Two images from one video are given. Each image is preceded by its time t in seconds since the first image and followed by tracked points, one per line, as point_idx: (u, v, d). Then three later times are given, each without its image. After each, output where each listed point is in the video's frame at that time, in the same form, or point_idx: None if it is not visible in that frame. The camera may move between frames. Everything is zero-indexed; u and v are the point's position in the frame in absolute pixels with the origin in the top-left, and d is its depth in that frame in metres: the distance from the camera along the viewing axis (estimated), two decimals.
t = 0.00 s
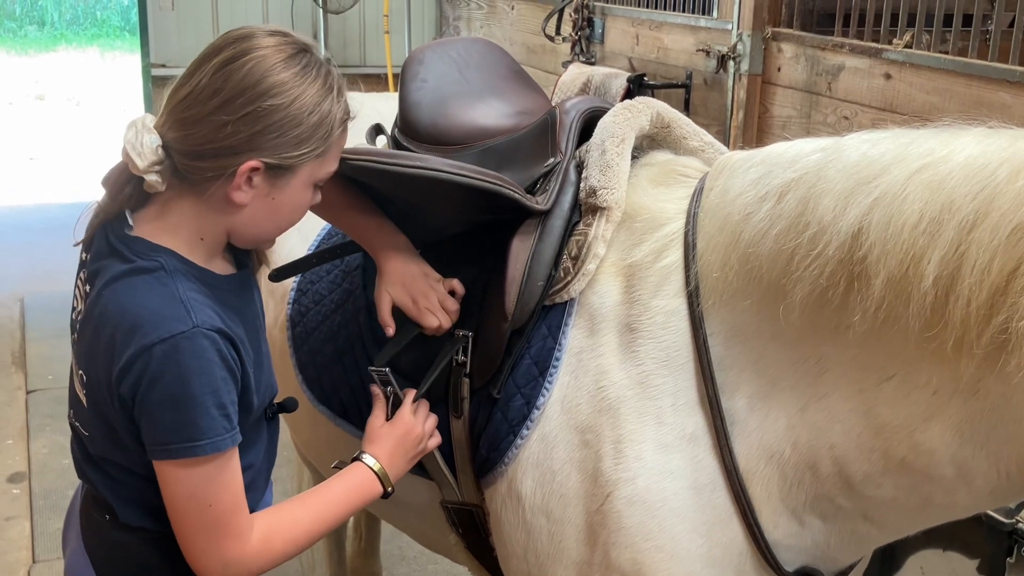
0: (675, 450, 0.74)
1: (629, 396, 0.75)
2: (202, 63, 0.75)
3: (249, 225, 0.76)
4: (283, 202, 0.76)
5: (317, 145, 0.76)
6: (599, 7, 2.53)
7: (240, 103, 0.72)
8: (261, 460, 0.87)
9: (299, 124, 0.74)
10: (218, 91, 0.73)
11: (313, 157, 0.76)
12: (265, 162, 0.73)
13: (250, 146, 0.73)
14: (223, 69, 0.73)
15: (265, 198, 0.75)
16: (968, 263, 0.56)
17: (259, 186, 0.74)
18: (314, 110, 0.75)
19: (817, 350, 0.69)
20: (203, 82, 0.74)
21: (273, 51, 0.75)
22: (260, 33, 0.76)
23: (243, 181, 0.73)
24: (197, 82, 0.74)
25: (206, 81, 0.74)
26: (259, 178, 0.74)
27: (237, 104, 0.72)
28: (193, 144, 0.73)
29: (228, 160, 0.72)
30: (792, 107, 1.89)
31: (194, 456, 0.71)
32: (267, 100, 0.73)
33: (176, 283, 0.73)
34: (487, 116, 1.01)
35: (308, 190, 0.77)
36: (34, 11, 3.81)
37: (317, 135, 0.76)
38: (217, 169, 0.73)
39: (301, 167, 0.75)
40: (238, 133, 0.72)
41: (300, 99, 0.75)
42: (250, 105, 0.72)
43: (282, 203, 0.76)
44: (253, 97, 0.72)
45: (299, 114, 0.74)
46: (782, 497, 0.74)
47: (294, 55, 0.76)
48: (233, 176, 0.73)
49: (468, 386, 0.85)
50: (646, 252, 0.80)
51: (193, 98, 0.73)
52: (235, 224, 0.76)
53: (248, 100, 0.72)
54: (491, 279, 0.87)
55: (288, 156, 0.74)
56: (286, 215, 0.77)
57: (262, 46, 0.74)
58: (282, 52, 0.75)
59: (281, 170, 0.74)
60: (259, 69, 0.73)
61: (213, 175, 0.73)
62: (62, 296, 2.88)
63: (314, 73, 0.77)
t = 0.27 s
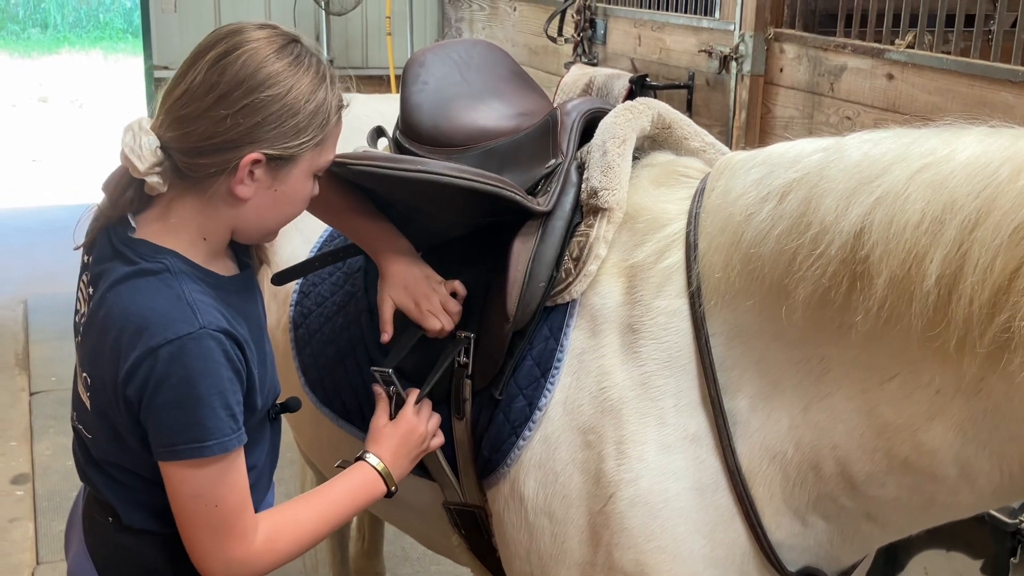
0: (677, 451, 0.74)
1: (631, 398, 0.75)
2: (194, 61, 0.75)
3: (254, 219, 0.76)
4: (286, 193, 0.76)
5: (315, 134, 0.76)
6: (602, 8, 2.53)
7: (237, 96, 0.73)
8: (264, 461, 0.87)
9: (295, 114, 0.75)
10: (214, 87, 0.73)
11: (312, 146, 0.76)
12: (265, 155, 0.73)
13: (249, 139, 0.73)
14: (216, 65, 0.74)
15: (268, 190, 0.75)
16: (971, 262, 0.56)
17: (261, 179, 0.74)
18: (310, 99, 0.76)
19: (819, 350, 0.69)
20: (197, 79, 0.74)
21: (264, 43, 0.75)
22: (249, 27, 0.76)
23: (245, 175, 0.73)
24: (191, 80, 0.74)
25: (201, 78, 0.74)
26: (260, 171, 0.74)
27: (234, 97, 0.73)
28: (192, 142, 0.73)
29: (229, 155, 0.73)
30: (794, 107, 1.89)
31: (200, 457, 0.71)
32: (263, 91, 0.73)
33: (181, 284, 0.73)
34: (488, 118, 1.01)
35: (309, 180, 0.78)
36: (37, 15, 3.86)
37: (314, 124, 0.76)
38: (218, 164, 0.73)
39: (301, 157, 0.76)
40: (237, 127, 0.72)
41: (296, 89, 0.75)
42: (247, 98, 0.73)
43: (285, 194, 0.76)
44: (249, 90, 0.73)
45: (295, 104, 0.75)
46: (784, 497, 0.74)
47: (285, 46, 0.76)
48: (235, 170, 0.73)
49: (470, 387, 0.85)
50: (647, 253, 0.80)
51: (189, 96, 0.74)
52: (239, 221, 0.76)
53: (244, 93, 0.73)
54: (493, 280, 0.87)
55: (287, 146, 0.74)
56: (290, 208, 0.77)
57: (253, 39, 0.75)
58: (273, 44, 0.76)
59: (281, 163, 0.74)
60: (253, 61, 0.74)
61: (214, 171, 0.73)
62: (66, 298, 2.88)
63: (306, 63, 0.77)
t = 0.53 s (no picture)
0: (680, 451, 0.74)
1: (634, 397, 0.76)
2: (191, 59, 0.76)
3: (257, 216, 0.76)
4: (287, 188, 0.76)
5: (316, 128, 0.77)
6: (604, 8, 2.53)
7: (237, 91, 0.73)
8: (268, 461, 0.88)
9: (295, 107, 0.75)
10: (213, 83, 0.73)
11: (313, 140, 0.77)
12: (268, 149, 0.74)
13: (251, 133, 0.73)
14: (214, 61, 0.74)
15: (271, 185, 0.75)
16: (973, 262, 0.56)
17: (264, 174, 0.74)
18: (309, 92, 0.76)
19: (820, 349, 0.70)
20: (196, 77, 0.74)
21: (261, 38, 0.76)
22: (245, 24, 0.77)
23: (249, 170, 0.73)
24: (190, 79, 0.75)
25: (200, 74, 0.74)
26: (263, 165, 0.74)
27: (235, 91, 0.73)
28: (194, 139, 0.73)
29: (232, 150, 0.73)
30: (797, 106, 1.89)
31: (212, 454, 0.71)
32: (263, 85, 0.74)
33: (185, 282, 0.73)
34: (491, 118, 1.01)
35: (309, 174, 0.78)
36: (42, 16, 3.83)
37: (314, 117, 0.77)
38: (221, 160, 0.73)
39: (303, 151, 0.76)
40: (239, 122, 0.73)
41: (294, 82, 0.76)
42: (247, 92, 0.73)
43: (287, 188, 0.76)
44: (248, 84, 0.73)
45: (294, 98, 0.75)
46: (787, 496, 0.74)
47: (281, 41, 0.77)
48: (238, 165, 0.73)
49: (473, 387, 0.85)
50: (650, 252, 0.80)
51: (188, 93, 0.74)
52: (242, 217, 0.76)
53: (244, 88, 0.73)
54: (495, 280, 0.87)
55: (289, 140, 0.74)
56: (293, 202, 0.77)
57: (249, 35, 0.75)
58: (270, 39, 0.76)
59: (283, 157, 0.75)
60: (251, 57, 0.74)
61: (217, 167, 0.73)
62: (71, 298, 2.89)
63: (303, 57, 0.78)
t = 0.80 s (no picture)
0: (681, 447, 0.77)
1: (635, 393, 0.79)
2: (189, 58, 0.79)
3: (258, 210, 0.79)
4: (287, 180, 0.79)
5: (312, 120, 0.80)
6: (606, 11, 2.56)
7: (236, 86, 0.76)
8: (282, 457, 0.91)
9: (291, 100, 0.78)
10: (212, 79, 0.77)
11: (309, 133, 0.80)
12: (267, 142, 0.77)
13: (250, 127, 0.76)
14: (212, 58, 0.77)
15: (271, 178, 0.79)
16: (967, 261, 0.59)
17: (264, 168, 0.78)
18: (304, 86, 0.80)
19: (820, 345, 0.73)
20: (195, 74, 0.77)
21: (256, 34, 0.79)
22: (240, 21, 0.80)
23: (249, 164, 0.77)
24: (189, 76, 0.78)
25: (198, 72, 0.77)
26: (263, 159, 0.77)
27: (232, 86, 0.76)
28: (196, 135, 0.76)
29: (232, 144, 0.76)
30: (795, 108, 1.92)
31: (214, 442, 0.74)
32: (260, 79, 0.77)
33: (192, 276, 0.76)
34: (495, 119, 1.04)
35: (307, 166, 0.81)
36: (52, 21, 3.94)
37: (310, 110, 0.80)
38: (222, 154, 0.76)
39: (300, 144, 0.79)
40: (239, 116, 0.76)
41: (289, 76, 0.79)
42: (245, 87, 0.76)
43: (287, 180, 0.79)
44: (246, 78, 0.76)
45: (290, 91, 0.78)
46: (784, 491, 0.77)
47: (275, 37, 0.80)
48: (239, 159, 0.76)
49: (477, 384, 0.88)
50: (650, 253, 0.83)
51: (188, 90, 0.77)
52: (244, 211, 0.79)
53: (242, 82, 0.76)
54: (500, 278, 0.91)
55: (287, 132, 0.78)
56: (292, 194, 0.80)
57: (245, 31, 0.79)
58: (264, 35, 0.80)
59: (281, 150, 0.78)
60: (248, 52, 0.77)
61: (219, 161, 0.76)
62: (79, 298, 2.92)
63: (297, 52, 0.81)
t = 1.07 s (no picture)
0: (682, 446, 0.78)
1: (637, 392, 0.80)
2: (173, 52, 0.80)
3: (245, 200, 0.80)
4: (273, 170, 0.80)
5: (296, 111, 0.80)
6: (607, 12, 2.57)
7: (217, 77, 0.77)
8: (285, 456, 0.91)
9: (274, 91, 0.79)
10: (194, 71, 0.77)
11: (294, 124, 0.80)
12: (250, 132, 0.77)
13: (233, 116, 0.77)
14: (195, 51, 0.78)
15: (256, 169, 0.79)
16: (968, 260, 0.60)
17: (248, 159, 0.78)
18: (287, 77, 0.80)
19: (821, 344, 0.73)
20: (178, 67, 0.78)
21: (239, 27, 0.80)
22: (224, 16, 0.81)
23: (233, 155, 0.77)
24: (173, 70, 0.79)
25: (181, 63, 0.78)
26: (246, 150, 0.77)
27: (213, 77, 0.77)
28: (179, 126, 0.77)
29: (215, 134, 0.76)
30: (796, 108, 1.93)
31: (209, 428, 0.75)
32: (242, 70, 0.77)
33: (178, 265, 0.77)
34: (496, 119, 1.05)
35: (295, 157, 0.81)
36: (56, 22, 3.96)
37: (294, 101, 0.80)
38: (204, 144, 0.76)
39: (285, 134, 0.79)
40: (220, 106, 0.76)
41: (271, 66, 0.79)
42: (226, 77, 0.77)
43: (273, 170, 0.80)
44: (228, 69, 0.77)
45: (272, 82, 0.79)
46: (786, 490, 0.78)
47: (258, 30, 0.81)
48: (222, 150, 0.77)
49: (478, 383, 0.89)
50: (650, 253, 0.84)
51: (171, 82, 0.78)
52: (231, 203, 0.80)
53: (224, 73, 0.77)
54: (502, 278, 0.91)
55: (270, 122, 0.78)
56: (279, 184, 0.81)
57: (227, 24, 0.79)
58: (247, 28, 0.80)
59: (266, 140, 0.78)
60: (229, 44, 0.78)
61: (202, 152, 0.77)
62: (83, 298, 2.93)
63: (281, 46, 0.82)
